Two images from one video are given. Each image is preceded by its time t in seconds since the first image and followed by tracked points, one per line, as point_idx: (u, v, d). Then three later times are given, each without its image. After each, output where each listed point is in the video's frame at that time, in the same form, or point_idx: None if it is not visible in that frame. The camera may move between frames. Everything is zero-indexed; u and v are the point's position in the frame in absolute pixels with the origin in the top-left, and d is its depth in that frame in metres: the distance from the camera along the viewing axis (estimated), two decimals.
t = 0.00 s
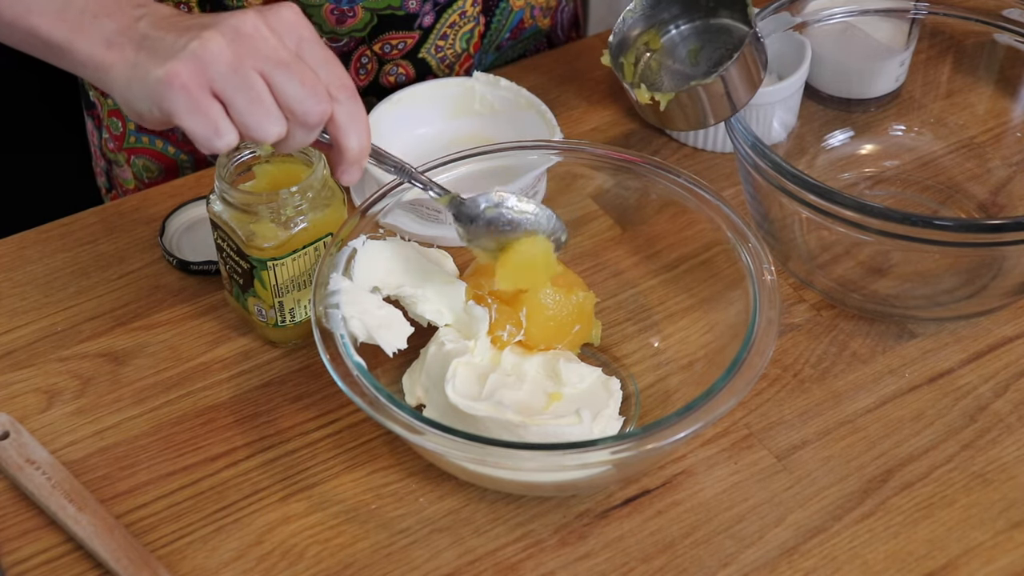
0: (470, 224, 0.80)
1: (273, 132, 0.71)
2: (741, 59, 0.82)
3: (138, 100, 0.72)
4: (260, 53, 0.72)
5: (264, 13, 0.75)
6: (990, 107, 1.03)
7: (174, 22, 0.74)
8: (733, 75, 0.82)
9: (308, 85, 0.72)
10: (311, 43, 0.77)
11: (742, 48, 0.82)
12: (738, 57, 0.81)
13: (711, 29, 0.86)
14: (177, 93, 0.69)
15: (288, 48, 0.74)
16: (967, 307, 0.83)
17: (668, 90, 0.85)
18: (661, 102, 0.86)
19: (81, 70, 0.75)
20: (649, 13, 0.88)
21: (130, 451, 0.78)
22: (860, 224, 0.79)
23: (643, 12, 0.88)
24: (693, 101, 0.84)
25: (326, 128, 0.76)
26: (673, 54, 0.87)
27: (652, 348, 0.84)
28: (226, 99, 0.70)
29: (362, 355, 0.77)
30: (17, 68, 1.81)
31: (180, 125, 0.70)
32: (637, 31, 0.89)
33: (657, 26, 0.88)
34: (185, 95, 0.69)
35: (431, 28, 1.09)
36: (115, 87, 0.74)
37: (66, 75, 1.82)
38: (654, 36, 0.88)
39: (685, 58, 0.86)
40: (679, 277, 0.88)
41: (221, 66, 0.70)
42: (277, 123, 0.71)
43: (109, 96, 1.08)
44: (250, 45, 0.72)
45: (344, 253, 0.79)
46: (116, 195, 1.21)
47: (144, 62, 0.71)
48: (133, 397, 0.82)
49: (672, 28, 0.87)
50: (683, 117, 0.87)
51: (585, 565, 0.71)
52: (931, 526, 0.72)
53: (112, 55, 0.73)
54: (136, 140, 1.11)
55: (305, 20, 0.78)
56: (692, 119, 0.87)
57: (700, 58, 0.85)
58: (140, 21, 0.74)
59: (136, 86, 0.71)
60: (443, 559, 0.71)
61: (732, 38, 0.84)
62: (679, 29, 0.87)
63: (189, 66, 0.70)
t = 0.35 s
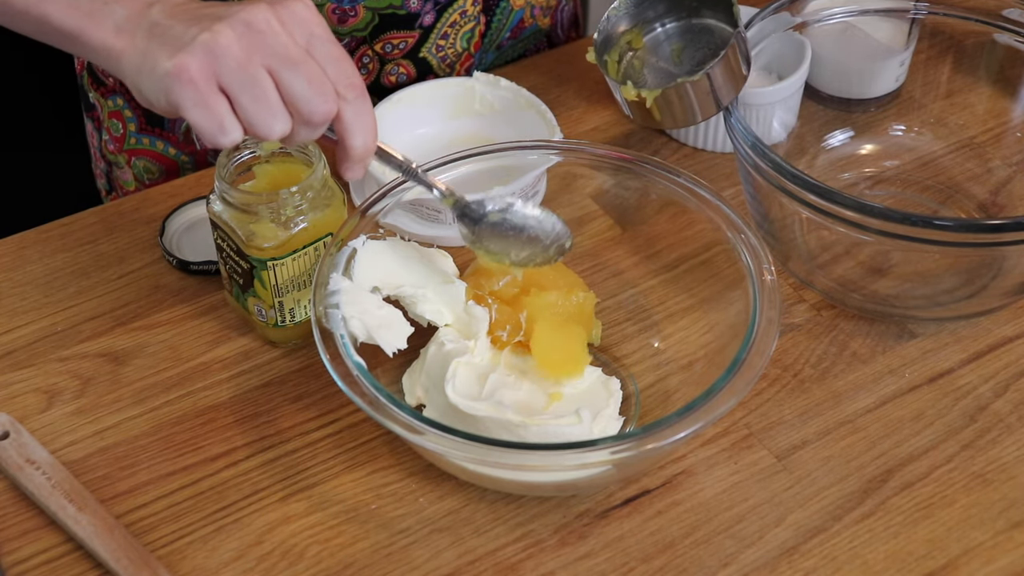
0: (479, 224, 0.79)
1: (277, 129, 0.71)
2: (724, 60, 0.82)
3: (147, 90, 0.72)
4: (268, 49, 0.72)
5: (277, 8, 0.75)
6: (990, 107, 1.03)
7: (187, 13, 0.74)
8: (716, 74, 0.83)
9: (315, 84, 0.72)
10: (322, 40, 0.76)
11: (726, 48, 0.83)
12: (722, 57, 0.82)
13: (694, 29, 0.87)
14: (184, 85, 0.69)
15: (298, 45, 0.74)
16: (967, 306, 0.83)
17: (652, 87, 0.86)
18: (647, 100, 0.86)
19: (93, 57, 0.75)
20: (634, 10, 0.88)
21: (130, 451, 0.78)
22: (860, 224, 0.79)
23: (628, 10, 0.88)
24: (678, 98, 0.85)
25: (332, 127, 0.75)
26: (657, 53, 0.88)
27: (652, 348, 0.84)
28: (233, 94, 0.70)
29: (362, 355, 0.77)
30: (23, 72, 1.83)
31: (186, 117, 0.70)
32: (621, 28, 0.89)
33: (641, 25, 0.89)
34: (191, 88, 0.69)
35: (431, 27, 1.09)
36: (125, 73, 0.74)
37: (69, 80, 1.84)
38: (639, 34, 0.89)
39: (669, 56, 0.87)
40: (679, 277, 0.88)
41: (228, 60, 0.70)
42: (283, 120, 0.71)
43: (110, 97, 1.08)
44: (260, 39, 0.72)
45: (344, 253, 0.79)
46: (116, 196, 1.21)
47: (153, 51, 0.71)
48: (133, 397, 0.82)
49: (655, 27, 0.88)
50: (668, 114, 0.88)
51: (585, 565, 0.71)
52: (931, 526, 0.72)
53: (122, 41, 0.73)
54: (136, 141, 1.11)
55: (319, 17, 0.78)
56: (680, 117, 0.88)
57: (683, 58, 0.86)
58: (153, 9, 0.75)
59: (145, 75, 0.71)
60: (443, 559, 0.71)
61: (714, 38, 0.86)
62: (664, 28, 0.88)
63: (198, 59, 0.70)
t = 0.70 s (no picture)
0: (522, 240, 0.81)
1: (343, 165, 0.71)
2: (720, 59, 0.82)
3: (207, 115, 0.69)
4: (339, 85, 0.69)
5: (344, 36, 0.71)
6: (990, 107, 1.03)
7: (249, 32, 0.70)
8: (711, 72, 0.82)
9: (387, 120, 0.70)
10: (387, 69, 0.73)
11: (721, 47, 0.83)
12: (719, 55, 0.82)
13: (688, 31, 0.88)
14: (256, 121, 0.67)
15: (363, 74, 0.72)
16: (967, 306, 0.83)
17: (646, 84, 0.85)
18: (641, 97, 0.85)
19: (142, 70, 0.71)
20: (631, 9, 0.89)
21: (130, 451, 0.78)
22: (860, 224, 0.79)
23: (624, 8, 0.89)
24: (672, 96, 0.84)
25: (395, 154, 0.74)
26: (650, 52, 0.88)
27: (652, 348, 0.84)
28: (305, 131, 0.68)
29: (362, 355, 0.77)
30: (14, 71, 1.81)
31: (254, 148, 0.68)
32: (615, 26, 0.89)
33: (636, 23, 0.89)
34: (264, 125, 0.67)
35: (423, 26, 1.09)
36: (181, 91, 0.70)
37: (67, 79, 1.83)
38: (633, 32, 0.89)
39: (663, 55, 0.87)
40: (679, 277, 0.88)
41: (302, 96, 0.68)
42: (349, 156, 0.71)
43: (103, 96, 1.08)
44: (330, 73, 0.69)
45: (344, 253, 0.78)
46: (110, 195, 1.21)
47: (218, 78, 0.68)
48: (133, 397, 0.82)
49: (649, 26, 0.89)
50: (660, 114, 0.87)
51: (585, 565, 0.71)
52: (931, 526, 0.72)
53: (180, 59, 0.69)
54: (130, 140, 1.11)
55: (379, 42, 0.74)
56: (673, 116, 0.87)
57: (675, 57, 0.87)
58: (209, 23, 0.70)
59: (208, 103, 0.68)
60: (443, 559, 0.71)
61: (708, 40, 0.86)
62: (658, 27, 0.88)
63: (271, 95, 0.67)
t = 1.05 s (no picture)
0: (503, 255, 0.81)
1: (330, 140, 0.70)
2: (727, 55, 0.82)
3: (192, 98, 0.69)
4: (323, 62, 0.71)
5: (329, 24, 0.74)
6: (990, 107, 1.03)
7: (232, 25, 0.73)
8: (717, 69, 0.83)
9: (371, 96, 0.71)
10: (373, 60, 0.76)
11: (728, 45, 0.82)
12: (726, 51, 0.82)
13: (694, 27, 0.88)
14: (238, 92, 0.67)
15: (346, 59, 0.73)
16: (967, 307, 0.83)
17: (653, 82, 0.85)
18: (648, 95, 0.85)
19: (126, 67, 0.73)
20: (637, 6, 0.88)
21: (130, 451, 0.78)
22: (860, 224, 0.79)
23: (631, 4, 0.88)
24: (679, 93, 0.85)
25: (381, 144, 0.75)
26: (656, 50, 0.88)
27: (652, 348, 0.84)
28: (289, 102, 0.68)
29: (362, 355, 0.77)
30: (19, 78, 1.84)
31: (235, 124, 0.68)
32: (621, 23, 0.89)
33: (641, 21, 0.89)
34: (245, 95, 0.67)
35: (424, 23, 1.09)
36: (165, 84, 0.71)
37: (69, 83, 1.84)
38: (639, 29, 0.89)
39: (669, 52, 0.87)
40: (679, 277, 0.88)
41: (285, 69, 0.68)
42: (336, 130, 0.69)
43: (104, 98, 1.08)
44: (312, 51, 0.70)
45: (344, 252, 0.79)
46: (110, 197, 1.21)
47: (200, 60, 0.69)
48: (133, 397, 0.82)
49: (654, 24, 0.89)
50: (666, 111, 0.88)
51: (585, 565, 0.71)
52: (931, 526, 0.72)
53: (161, 51, 0.70)
54: (131, 142, 1.11)
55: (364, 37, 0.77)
56: (679, 113, 0.87)
57: (681, 54, 0.87)
58: (192, 20, 0.72)
59: (192, 83, 0.69)
60: (443, 559, 0.72)
61: (713, 36, 0.86)
62: (665, 24, 0.88)
63: (253, 67, 0.68)
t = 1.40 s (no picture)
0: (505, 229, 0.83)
1: (330, 136, 0.70)
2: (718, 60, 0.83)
3: (191, 93, 0.70)
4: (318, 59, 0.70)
5: (323, 12, 0.72)
6: (990, 107, 1.03)
7: (228, 11, 0.72)
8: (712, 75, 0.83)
9: (368, 91, 0.71)
10: (369, 45, 0.74)
11: (719, 48, 0.83)
12: (716, 57, 0.83)
13: (690, 32, 0.88)
14: (238, 96, 0.67)
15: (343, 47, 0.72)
16: (967, 306, 0.83)
17: (648, 91, 0.86)
18: (642, 104, 0.86)
19: (124, 51, 0.73)
20: (628, 16, 0.89)
21: (130, 451, 0.78)
22: (860, 224, 0.79)
23: (622, 15, 0.89)
24: (675, 101, 0.86)
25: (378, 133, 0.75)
26: (653, 58, 0.88)
27: (652, 348, 0.84)
28: (287, 102, 0.69)
29: (362, 355, 0.77)
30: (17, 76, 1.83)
31: (237, 126, 0.69)
32: (615, 35, 0.90)
33: (635, 30, 0.89)
34: (244, 99, 0.67)
35: (422, 23, 1.09)
36: (164, 72, 0.71)
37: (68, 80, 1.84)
38: (633, 39, 0.89)
39: (666, 59, 0.88)
40: (679, 277, 0.88)
41: (282, 69, 0.68)
42: (336, 127, 0.70)
43: (103, 95, 1.08)
44: (309, 46, 0.70)
45: (344, 253, 0.78)
46: (110, 195, 1.21)
47: (199, 56, 0.69)
48: (133, 397, 0.82)
49: (649, 31, 0.89)
50: (666, 117, 0.88)
51: (585, 565, 0.71)
52: (931, 526, 0.72)
53: (158, 39, 0.70)
54: (129, 139, 1.11)
55: (361, 19, 0.75)
56: (677, 120, 0.89)
57: (678, 60, 0.87)
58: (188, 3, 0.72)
59: (190, 80, 0.69)
60: (443, 559, 0.72)
61: (708, 39, 0.86)
62: (658, 32, 0.89)
63: (250, 69, 0.68)
